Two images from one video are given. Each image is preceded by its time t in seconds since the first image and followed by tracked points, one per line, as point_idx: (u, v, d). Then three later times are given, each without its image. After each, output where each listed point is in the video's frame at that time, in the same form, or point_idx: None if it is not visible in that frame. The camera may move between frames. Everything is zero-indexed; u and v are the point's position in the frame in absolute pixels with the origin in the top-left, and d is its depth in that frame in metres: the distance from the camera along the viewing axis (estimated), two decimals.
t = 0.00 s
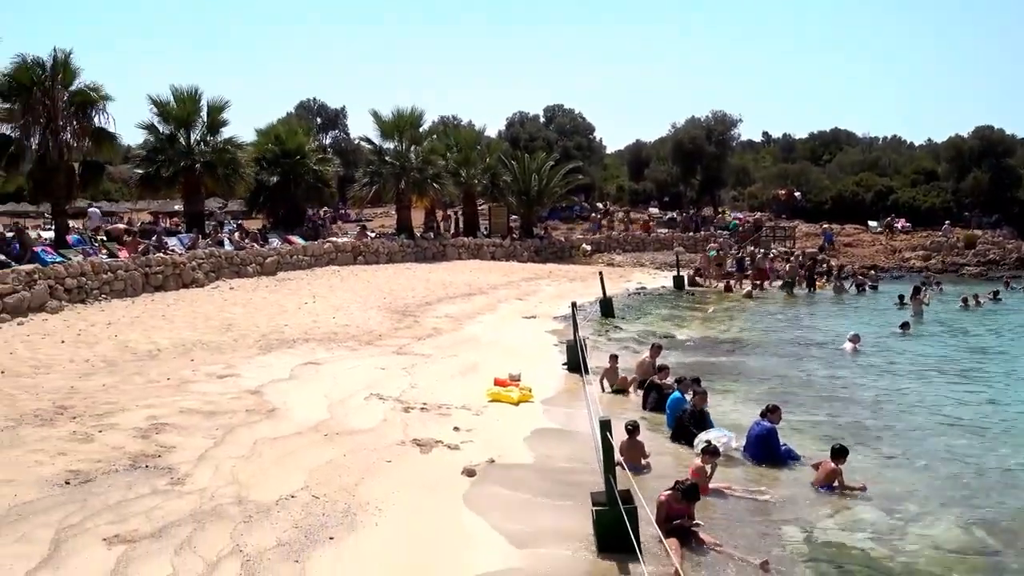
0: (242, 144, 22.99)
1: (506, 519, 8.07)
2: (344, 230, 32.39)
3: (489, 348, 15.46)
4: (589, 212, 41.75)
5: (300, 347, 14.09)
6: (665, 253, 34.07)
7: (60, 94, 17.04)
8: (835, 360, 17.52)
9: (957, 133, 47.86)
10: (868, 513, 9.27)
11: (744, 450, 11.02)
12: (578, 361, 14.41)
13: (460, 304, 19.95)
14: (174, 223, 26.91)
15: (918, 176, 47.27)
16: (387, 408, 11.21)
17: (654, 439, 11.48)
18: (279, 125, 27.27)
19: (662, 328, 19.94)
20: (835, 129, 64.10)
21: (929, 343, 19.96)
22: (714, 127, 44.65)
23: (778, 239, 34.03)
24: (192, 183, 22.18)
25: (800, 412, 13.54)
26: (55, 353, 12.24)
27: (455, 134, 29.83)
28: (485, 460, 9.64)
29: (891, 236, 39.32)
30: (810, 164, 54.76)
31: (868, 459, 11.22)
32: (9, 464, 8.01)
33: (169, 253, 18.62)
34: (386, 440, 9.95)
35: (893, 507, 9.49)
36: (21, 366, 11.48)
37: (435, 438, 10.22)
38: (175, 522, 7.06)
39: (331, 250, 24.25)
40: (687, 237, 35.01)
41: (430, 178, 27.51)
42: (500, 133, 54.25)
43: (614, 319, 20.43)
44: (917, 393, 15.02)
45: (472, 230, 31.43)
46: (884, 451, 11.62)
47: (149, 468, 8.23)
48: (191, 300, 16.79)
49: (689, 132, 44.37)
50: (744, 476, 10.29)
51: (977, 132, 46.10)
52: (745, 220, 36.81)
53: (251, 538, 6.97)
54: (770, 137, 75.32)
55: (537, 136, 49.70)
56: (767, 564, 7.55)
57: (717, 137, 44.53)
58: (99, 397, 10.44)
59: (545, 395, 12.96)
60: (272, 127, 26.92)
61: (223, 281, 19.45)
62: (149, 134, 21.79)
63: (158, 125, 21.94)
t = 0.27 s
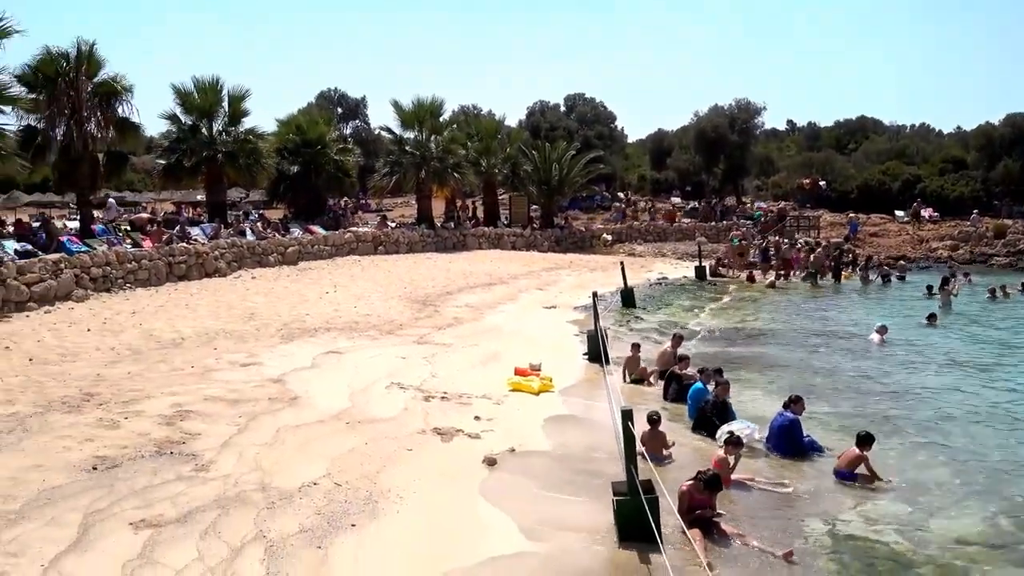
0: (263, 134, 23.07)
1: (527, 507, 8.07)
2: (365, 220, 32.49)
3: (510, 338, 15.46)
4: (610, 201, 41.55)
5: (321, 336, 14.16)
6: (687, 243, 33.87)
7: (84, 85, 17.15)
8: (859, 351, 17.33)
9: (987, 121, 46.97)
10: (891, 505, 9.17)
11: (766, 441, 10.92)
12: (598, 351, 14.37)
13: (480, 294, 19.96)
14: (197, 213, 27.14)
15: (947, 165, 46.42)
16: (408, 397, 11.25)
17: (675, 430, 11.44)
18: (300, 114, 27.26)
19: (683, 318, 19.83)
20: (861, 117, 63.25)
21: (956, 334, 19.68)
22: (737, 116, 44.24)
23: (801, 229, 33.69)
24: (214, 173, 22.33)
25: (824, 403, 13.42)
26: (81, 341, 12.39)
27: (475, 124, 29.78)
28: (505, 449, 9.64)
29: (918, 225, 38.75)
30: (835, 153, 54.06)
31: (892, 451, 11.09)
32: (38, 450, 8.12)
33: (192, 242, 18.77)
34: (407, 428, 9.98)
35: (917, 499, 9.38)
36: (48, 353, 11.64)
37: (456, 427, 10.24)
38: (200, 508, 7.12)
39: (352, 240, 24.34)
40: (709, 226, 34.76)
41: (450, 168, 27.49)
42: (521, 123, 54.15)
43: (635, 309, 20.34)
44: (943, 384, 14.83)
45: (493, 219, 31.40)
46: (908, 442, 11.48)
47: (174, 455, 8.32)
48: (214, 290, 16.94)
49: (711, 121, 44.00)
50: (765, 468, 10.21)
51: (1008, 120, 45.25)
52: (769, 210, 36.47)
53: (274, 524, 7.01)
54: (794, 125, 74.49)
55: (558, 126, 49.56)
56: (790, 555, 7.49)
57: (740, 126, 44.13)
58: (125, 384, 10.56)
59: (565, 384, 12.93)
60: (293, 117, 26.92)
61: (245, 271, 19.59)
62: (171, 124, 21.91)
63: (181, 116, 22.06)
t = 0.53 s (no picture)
0: (285, 124, 23.14)
1: (548, 496, 8.05)
2: (386, 210, 32.57)
3: (530, 328, 15.43)
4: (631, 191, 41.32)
5: (342, 325, 14.21)
6: (710, 233, 33.62)
7: (106, 76, 17.26)
8: (884, 342, 17.10)
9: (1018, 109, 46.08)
10: (917, 497, 9.05)
11: (789, 433, 10.80)
12: (620, 341, 14.31)
13: (501, 283, 19.93)
14: (220, 203, 27.32)
15: (976, 153, 45.76)
16: (428, 386, 11.26)
17: (697, 420, 11.36)
18: (321, 104, 27.35)
19: (705, 308, 19.70)
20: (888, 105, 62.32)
21: (984, 325, 19.36)
22: (760, 104, 43.76)
23: (826, 218, 33.30)
24: (236, 163, 22.47)
25: (848, 394, 13.27)
26: (106, 329, 12.53)
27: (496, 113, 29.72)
28: (526, 438, 9.62)
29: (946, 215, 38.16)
30: (860, 141, 53.33)
31: (918, 442, 10.95)
32: (65, 436, 8.22)
33: (215, 232, 18.91)
34: (428, 417, 9.99)
35: (943, 490, 9.25)
36: (75, 341, 11.78)
37: (477, 416, 10.24)
38: (225, 494, 7.17)
39: (373, 230, 24.40)
40: (732, 216, 34.46)
41: (471, 157, 27.45)
42: (542, 112, 53.98)
43: (656, 299, 20.23)
44: (971, 376, 14.60)
45: (514, 210, 31.34)
46: (934, 434, 11.32)
47: (198, 442, 8.38)
48: (237, 279, 17.06)
49: (734, 109, 43.57)
50: (788, 459, 10.11)
51: None
52: (793, 199, 36.08)
53: (296, 510, 7.05)
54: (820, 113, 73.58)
55: (579, 115, 49.33)
56: (813, 546, 7.41)
57: (764, 115, 43.65)
58: (149, 372, 10.66)
59: (586, 374, 12.88)
60: (313, 106, 27.03)
61: (267, 260, 19.72)
62: (193, 115, 22.04)
63: (202, 106, 22.20)
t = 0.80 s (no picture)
0: (311, 112, 23.23)
1: (573, 484, 8.03)
2: (411, 198, 32.61)
3: (556, 316, 15.39)
4: (657, 179, 41.02)
5: (368, 313, 14.27)
6: (737, 221, 33.29)
7: (135, 64, 17.43)
8: (915, 332, 16.83)
9: None
10: (947, 487, 8.91)
11: (815, 423, 10.62)
12: (645, 330, 14.22)
13: (526, 272, 19.89)
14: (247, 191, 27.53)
15: (1012, 141, 44.64)
16: (454, 374, 11.28)
17: (723, 409, 11.27)
18: (347, 93, 27.43)
19: (732, 297, 19.53)
20: (921, 91, 61.19)
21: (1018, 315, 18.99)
22: (789, 91, 43.17)
23: (856, 206, 32.83)
24: (262, 151, 22.62)
25: (877, 383, 13.09)
26: (136, 316, 12.68)
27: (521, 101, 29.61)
28: (550, 426, 9.59)
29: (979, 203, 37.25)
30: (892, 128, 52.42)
31: (949, 432, 10.77)
32: (96, 421, 8.34)
33: (242, 220, 19.07)
34: (453, 405, 10.01)
35: (974, 481, 9.09)
36: (105, 328, 11.93)
37: (502, 404, 10.23)
38: (253, 479, 7.23)
39: (398, 218, 24.46)
40: (759, 204, 34.08)
41: (496, 145, 27.37)
42: (567, 100, 53.73)
43: (682, 288, 20.08)
44: (1004, 366, 14.34)
45: (539, 198, 31.24)
46: (966, 424, 11.13)
47: (226, 427, 8.47)
48: (263, 267, 17.19)
49: (763, 96, 43.03)
50: (816, 448, 10.00)
51: None
52: (822, 187, 35.60)
53: (323, 496, 7.09)
54: (850, 100, 72.46)
55: (605, 102, 49.03)
56: (840, 537, 7.30)
57: (792, 101, 43.08)
58: (178, 358, 10.78)
59: (611, 363, 12.82)
60: (339, 94, 27.11)
61: (293, 248, 19.85)
62: (220, 103, 22.19)
63: (229, 95, 22.33)
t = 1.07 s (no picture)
0: (332, 102, 23.28)
1: (595, 474, 7.99)
2: (432, 189, 32.61)
3: (577, 306, 15.33)
4: (679, 169, 40.71)
5: (389, 302, 14.29)
6: (760, 212, 32.99)
7: (158, 55, 17.49)
8: (941, 323, 16.58)
9: None
10: (974, 478, 8.77)
11: (837, 413, 10.47)
12: (667, 320, 14.12)
13: (547, 262, 19.82)
14: (270, 182, 27.67)
15: None
16: (475, 364, 11.27)
17: (746, 400, 11.18)
18: (368, 83, 27.41)
19: (755, 288, 19.35)
20: (949, 79, 60.20)
21: None
22: (814, 79, 42.63)
23: (881, 196, 32.41)
24: (284, 142, 22.70)
25: (903, 374, 12.92)
26: (160, 305, 12.79)
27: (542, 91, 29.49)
28: (571, 417, 9.54)
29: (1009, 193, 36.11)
30: (919, 117, 51.61)
31: (976, 423, 10.61)
32: (122, 408, 8.42)
33: (264, 210, 19.16)
34: (474, 395, 10.00)
35: (1002, 472, 8.95)
36: (129, 317, 12.04)
37: (523, 394, 10.21)
38: (275, 467, 7.27)
39: (419, 208, 24.47)
40: (783, 194, 33.73)
41: (517, 135, 27.28)
42: (589, 90, 53.47)
43: (705, 279, 19.94)
44: None
45: (560, 188, 31.13)
46: (994, 415, 10.96)
47: (249, 416, 8.51)
48: (285, 256, 17.28)
49: (787, 85, 42.53)
50: (840, 438, 9.90)
51: None
52: (847, 177, 35.18)
53: (345, 484, 7.11)
54: (876, 88, 71.47)
55: (627, 92, 48.71)
56: (863, 529, 7.20)
57: (818, 90, 42.54)
58: (202, 347, 10.86)
59: (633, 354, 12.74)
60: (360, 84, 27.10)
61: (315, 238, 19.93)
62: (242, 94, 22.27)
63: (251, 85, 22.42)
